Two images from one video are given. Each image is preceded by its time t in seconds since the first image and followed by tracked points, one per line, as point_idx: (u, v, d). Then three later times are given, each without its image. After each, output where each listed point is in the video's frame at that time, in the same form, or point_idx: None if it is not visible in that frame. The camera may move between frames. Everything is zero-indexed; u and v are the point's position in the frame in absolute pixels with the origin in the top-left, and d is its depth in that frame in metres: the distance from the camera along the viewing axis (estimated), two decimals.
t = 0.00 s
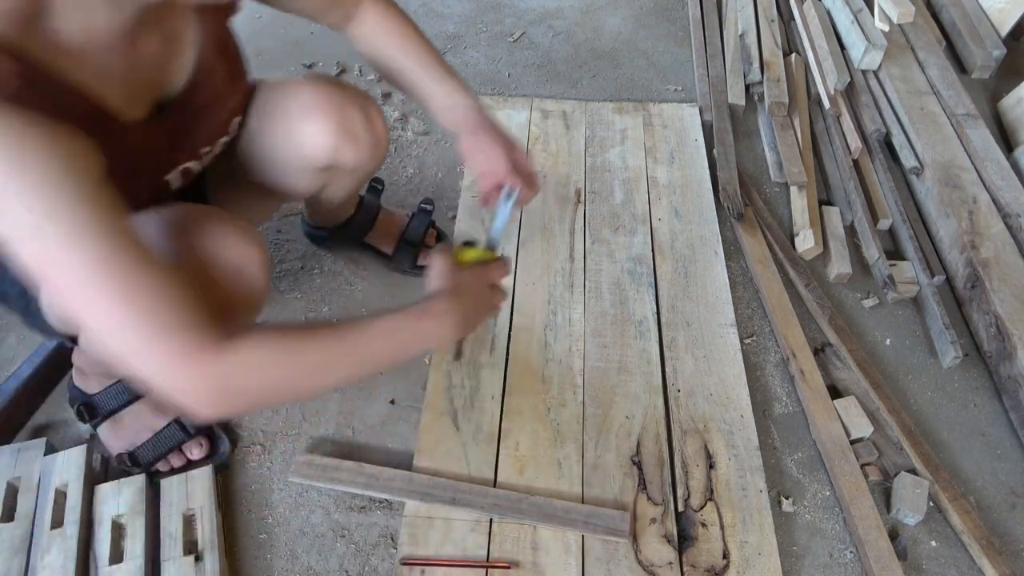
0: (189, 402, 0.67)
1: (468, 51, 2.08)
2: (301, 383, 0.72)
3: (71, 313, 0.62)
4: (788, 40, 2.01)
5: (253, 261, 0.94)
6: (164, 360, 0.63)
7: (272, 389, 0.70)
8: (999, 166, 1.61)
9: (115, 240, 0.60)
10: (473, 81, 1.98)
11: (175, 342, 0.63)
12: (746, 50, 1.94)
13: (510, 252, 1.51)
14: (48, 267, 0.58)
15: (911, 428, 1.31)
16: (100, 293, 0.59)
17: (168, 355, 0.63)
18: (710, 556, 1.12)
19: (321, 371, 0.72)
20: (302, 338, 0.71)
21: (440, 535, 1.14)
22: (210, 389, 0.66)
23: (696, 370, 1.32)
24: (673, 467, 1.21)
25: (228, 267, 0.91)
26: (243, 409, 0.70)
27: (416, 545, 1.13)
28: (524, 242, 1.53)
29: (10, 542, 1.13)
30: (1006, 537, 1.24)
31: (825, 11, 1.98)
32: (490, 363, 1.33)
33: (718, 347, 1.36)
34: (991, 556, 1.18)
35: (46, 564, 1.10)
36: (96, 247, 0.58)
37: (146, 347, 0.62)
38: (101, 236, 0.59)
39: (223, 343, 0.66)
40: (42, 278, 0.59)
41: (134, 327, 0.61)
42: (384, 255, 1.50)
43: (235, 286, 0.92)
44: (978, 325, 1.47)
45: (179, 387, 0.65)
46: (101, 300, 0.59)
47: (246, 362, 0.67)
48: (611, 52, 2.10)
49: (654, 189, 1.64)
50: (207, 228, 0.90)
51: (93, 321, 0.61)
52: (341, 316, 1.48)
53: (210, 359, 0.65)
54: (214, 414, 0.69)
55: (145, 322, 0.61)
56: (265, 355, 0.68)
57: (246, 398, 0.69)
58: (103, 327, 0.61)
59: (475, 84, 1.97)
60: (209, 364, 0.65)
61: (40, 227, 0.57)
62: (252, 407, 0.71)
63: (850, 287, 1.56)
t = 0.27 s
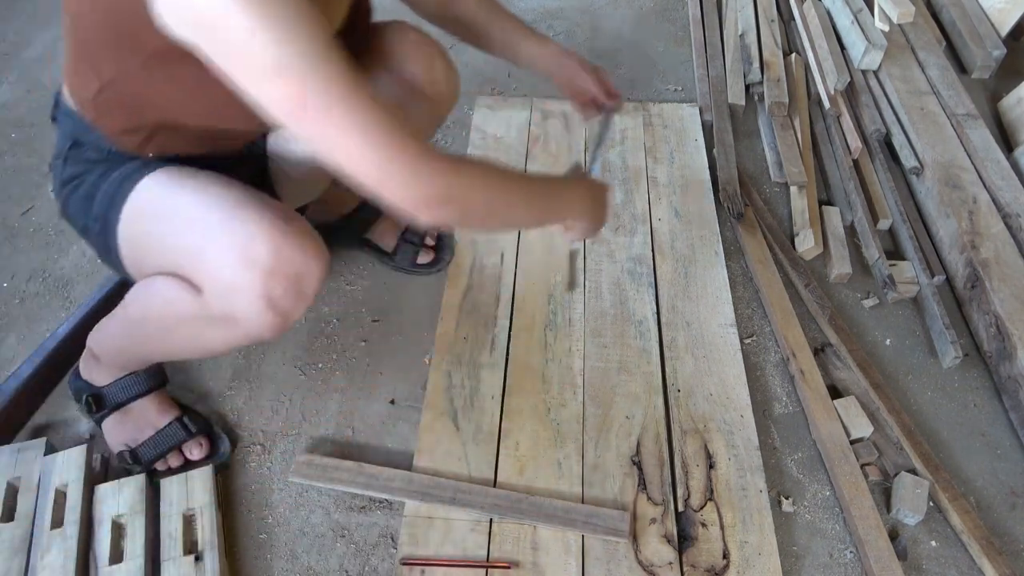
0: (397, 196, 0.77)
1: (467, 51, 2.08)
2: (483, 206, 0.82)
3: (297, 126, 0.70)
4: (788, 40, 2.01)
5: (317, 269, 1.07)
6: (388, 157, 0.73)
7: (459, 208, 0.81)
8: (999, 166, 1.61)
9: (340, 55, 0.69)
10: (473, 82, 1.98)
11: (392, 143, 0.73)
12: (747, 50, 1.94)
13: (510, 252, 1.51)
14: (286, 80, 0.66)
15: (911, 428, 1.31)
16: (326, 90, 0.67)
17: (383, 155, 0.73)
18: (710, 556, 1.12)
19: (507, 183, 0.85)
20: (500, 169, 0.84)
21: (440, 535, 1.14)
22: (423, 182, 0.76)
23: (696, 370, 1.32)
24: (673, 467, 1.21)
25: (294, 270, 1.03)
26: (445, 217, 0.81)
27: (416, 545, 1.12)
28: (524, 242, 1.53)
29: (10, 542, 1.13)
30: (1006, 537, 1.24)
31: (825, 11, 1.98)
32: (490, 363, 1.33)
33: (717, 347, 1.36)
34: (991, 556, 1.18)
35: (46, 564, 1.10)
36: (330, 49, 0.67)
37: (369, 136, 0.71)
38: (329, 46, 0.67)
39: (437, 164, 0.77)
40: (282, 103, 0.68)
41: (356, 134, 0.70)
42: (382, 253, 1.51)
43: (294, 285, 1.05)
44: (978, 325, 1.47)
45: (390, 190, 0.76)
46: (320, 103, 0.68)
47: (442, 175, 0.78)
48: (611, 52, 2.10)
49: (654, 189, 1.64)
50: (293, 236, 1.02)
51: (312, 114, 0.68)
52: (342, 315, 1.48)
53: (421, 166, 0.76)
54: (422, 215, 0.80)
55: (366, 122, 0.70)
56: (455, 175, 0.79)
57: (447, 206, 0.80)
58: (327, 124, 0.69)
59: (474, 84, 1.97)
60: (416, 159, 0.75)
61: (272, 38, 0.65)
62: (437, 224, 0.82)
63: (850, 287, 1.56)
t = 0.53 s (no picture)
0: (506, 113, 0.79)
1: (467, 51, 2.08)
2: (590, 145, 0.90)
3: (425, 50, 0.71)
4: (788, 40, 2.01)
5: (357, 253, 1.05)
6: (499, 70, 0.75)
7: (572, 137, 0.87)
8: (999, 166, 1.61)
9: None
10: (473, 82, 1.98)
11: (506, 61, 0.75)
12: (747, 50, 1.94)
13: (510, 252, 1.51)
14: None
15: (911, 428, 1.31)
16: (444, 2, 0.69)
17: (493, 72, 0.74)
18: (710, 556, 1.12)
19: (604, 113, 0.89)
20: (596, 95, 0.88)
21: (440, 535, 1.14)
22: (532, 104, 0.80)
23: (696, 370, 1.32)
24: (672, 467, 1.21)
25: (332, 247, 1.01)
26: (554, 142, 0.86)
27: (416, 545, 1.12)
28: (524, 242, 1.53)
29: (10, 543, 1.13)
30: (1006, 537, 1.24)
31: (825, 11, 1.98)
32: (490, 363, 1.33)
33: (717, 347, 1.36)
34: (991, 556, 1.18)
35: (45, 564, 1.10)
36: None
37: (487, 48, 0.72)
38: None
39: (545, 88, 0.80)
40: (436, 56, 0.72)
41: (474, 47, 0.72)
42: (384, 253, 1.51)
43: (331, 263, 1.02)
44: (978, 325, 1.47)
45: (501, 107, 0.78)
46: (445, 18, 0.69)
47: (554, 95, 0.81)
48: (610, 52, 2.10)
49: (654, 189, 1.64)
50: (340, 213, 1.02)
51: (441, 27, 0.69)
52: (342, 316, 1.48)
53: (525, 88, 0.77)
54: (527, 131, 0.83)
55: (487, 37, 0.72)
56: (563, 97, 0.82)
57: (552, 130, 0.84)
58: (448, 39, 0.70)
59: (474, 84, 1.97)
60: (520, 78, 0.77)
61: None
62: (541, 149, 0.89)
63: (850, 287, 1.56)
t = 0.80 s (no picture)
0: (516, 117, 0.91)
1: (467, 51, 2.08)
2: (586, 147, 1.02)
3: (448, 49, 0.81)
4: (788, 40, 2.01)
5: (348, 137, 1.03)
6: (518, 81, 0.86)
7: (568, 145, 0.99)
8: (999, 166, 1.61)
9: None
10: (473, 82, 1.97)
11: (523, 71, 0.85)
12: (747, 49, 1.94)
13: (510, 252, 1.51)
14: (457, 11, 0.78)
15: (910, 428, 1.31)
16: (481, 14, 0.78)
17: (511, 82, 0.85)
18: (710, 556, 1.12)
19: (601, 125, 1.01)
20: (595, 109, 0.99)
21: (440, 535, 1.13)
22: (540, 108, 0.91)
23: (696, 370, 1.32)
24: (672, 467, 1.21)
25: (327, 124, 1.00)
26: (553, 147, 0.99)
27: (416, 545, 1.12)
28: (524, 242, 1.53)
29: (10, 543, 1.13)
30: (1006, 537, 1.24)
31: (825, 11, 1.98)
32: (490, 363, 1.33)
33: (718, 347, 1.36)
34: (991, 556, 1.18)
35: (46, 564, 1.10)
36: None
37: (510, 57, 0.83)
38: None
39: (553, 98, 0.91)
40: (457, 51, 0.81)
41: (501, 56, 0.82)
42: (383, 253, 1.50)
43: (328, 147, 1.01)
44: (978, 325, 1.47)
45: (512, 112, 0.90)
46: (479, 28, 0.79)
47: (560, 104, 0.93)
48: (610, 52, 2.10)
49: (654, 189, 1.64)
50: (332, 98, 1.03)
51: (474, 35, 0.79)
52: (342, 315, 1.48)
53: (536, 95, 0.88)
54: (533, 133, 0.94)
55: (509, 50, 0.83)
56: (568, 107, 0.94)
57: (553, 134, 0.95)
58: (476, 49, 0.80)
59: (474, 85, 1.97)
60: (532, 84, 0.87)
61: None
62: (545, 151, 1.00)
63: (850, 286, 1.56)
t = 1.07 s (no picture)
0: (501, 140, 0.81)
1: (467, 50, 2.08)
2: (575, 177, 0.92)
3: (435, 68, 0.70)
4: (788, 40, 2.01)
5: (345, 148, 1.04)
6: (510, 102, 0.76)
7: (557, 172, 0.89)
8: (999, 166, 1.61)
9: None
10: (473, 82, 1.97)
11: (515, 92, 0.76)
12: (747, 49, 1.94)
13: (510, 252, 1.51)
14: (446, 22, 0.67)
15: (910, 428, 1.31)
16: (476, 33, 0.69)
17: (501, 104, 0.76)
18: (710, 556, 1.12)
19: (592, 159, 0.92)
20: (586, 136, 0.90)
21: (440, 535, 1.13)
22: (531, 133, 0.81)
23: (696, 370, 1.32)
24: (672, 467, 1.21)
25: (325, 139, 1.01)
26: (541, 175, 0.89)
27: (416, 545, 1.12)
28: (524, 242, 1.53)
29: (10, 542, 1.13)
30: (1006, 537, 1.24)
31: (825, 11, 1.98)
32: (490, 363, 1.33)
33: (718, 347, 1.36)
34: (991, 556, 1.18)
35: (46, 564, 1.10)
36: None
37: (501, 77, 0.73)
38: None
39: (542, 125, 0.82)
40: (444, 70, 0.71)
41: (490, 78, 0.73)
42: (384, 253, 1.51)
43: (328, 161, 1.02)
44: (978, 325, 1.47)
45: (499, 134, 0.80)
46: (473, 46, 0.69)
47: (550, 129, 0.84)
48: (610, 52, 2.10)
49: (654, 189, 1.64)
50: (326, 111, 1.03)
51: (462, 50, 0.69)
52: (342, 316, 1.48)
53: (526, 122, 0.79)
54: (517, 160, 0.85)
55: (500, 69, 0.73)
56: (559, 132, 0.85)
57: (542, 163, 0.87)
58: (467, 67, 0.71)
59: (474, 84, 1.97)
60: (525, 104, 0.78)
61: None
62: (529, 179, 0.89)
63: (850, 287, 1.56)
